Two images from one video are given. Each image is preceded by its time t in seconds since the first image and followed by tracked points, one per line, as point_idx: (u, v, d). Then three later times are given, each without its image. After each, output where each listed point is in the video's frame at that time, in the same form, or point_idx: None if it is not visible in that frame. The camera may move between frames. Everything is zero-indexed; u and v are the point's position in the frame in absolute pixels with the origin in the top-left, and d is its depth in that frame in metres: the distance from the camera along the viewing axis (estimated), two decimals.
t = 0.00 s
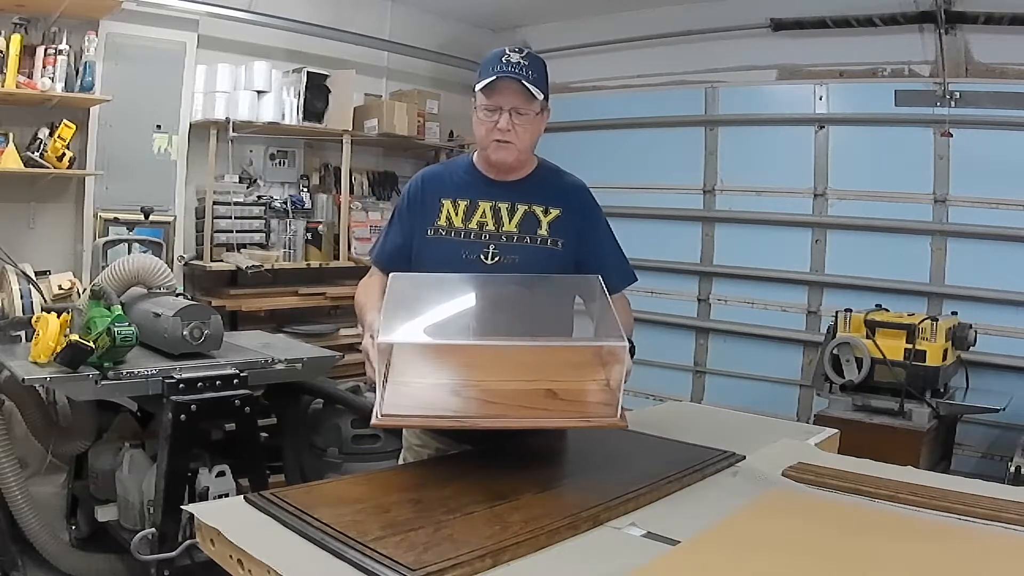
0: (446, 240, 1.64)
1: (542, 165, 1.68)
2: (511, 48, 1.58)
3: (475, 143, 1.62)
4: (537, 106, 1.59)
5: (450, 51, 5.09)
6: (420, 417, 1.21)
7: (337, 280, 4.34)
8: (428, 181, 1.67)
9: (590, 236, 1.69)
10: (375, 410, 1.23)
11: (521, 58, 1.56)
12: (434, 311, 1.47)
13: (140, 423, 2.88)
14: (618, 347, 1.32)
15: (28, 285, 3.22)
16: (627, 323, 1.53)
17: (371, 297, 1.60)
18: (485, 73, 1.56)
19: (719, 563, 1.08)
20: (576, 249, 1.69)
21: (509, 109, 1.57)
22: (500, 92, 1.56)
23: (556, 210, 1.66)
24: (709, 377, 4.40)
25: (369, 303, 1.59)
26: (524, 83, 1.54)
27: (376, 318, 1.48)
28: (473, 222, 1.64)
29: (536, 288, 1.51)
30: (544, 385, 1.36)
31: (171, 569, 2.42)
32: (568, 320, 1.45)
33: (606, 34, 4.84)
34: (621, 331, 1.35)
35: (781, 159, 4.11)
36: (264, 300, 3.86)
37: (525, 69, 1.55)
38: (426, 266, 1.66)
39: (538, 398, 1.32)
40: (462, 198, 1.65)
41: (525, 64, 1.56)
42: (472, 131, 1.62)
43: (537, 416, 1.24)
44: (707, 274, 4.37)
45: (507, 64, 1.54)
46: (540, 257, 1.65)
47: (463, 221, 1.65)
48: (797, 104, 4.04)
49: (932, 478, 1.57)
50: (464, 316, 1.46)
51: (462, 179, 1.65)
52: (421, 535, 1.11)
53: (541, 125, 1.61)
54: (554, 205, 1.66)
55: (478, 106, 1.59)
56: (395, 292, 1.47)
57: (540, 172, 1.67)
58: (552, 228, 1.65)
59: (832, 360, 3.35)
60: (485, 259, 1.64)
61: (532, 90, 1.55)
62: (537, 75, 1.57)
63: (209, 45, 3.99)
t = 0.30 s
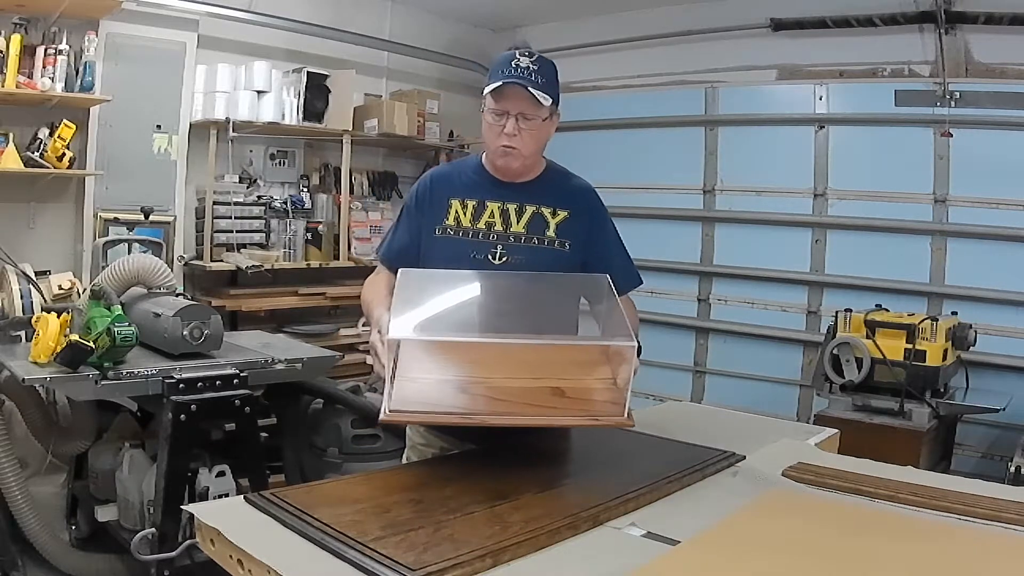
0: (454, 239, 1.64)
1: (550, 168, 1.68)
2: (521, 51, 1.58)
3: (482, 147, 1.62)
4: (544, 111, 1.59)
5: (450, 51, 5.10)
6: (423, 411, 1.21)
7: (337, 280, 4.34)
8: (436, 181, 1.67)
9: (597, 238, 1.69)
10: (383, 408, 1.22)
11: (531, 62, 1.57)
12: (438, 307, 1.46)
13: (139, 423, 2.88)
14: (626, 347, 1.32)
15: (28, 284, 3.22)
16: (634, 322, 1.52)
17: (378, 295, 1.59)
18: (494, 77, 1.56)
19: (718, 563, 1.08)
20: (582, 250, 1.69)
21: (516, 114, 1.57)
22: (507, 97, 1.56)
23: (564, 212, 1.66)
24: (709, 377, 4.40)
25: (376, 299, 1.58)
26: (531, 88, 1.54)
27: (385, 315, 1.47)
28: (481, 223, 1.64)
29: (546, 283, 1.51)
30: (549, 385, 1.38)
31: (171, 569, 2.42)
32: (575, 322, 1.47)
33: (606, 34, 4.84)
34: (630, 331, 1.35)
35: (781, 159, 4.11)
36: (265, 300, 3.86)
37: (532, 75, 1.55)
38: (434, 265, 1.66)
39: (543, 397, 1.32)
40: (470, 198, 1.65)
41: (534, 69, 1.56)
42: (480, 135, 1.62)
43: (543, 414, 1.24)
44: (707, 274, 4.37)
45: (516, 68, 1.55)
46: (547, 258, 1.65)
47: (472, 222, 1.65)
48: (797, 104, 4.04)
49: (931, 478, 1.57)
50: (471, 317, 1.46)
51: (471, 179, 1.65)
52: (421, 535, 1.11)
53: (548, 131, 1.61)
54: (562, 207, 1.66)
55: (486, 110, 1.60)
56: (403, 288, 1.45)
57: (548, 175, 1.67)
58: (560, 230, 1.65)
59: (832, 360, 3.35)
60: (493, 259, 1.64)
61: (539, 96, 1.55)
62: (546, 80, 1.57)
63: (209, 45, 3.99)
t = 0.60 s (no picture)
0: (456, 239, 1.64)
1: (550, 168, 1.68)
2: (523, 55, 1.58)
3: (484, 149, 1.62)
4: (546, 117, 1.58)
5: (450, 51, 5.09)
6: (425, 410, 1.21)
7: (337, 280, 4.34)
8: (437, 181, 1.67)
9: (599, 238, 1.69)
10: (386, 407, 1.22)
11: (533, 67, 1.57)
12: (438, 302, 1.47)
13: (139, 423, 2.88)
14: (628, 347, 1.32)
15: (28, 285, 3.22)
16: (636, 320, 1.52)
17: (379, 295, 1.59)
18: (495, 82, 1.56)
19: (718, 563, 1.08)
20: (584, 250, 1.69)
21: (518, 120, 1.57)
22: (510, 104, 1.55)
23: (565, 213, 1.66)
24: (709, 377, 4.40)
25: (376, 299, 1.58)
26: (534, 96, 1.54)
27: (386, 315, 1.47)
28: (482, 223, 1.64)
29: (548, 282, 1.51)
30: (550, 385, 1.36)
31: (171, 569, 2.42)
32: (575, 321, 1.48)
33: (606, 34, 4.84)
34: (632, 329, 1.35)
35: (780, 159, 4.11)
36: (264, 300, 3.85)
37: (534, 81, 1.55)
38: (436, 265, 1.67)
39: (546, 397, 1.31)
40: (472, 198, 1.65)
41: (536, 73, 1.56)
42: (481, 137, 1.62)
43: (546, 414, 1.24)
44: (707, 274, 4.37)
45: (518, 74, 1.54)
46: (549, 258, 1.65)
47: (473, 222, 1.65)
48: (797, 104, 4.04)
49: (931, 478, 1.57)
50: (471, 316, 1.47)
51: (471, 180, 1.65)
52: (421, 535, 1.11)
53: (549, 134, 1.61)
54: (563, 207, 1.66)
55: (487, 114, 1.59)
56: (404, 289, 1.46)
57: (549, 175, 1.67)
58: (562, 230, 1.66)
59: (832, 359, 3.35)
60: (495, 259, 1.64)
61: (541, 104, 1.54)
62: (548, 84, 1.57)
63: (209, 45, 3.99)
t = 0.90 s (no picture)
0: (451, 240, 1.64)
1: (546, 166, 1.68)
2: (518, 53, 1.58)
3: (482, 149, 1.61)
4: (545, 113, 1.60)
5: (449, 51, 5.09)
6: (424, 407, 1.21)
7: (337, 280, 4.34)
8: (431, 182, 1.67)
9: (595, 236, 1.70)
10: (383, 406, 1.22)
11: (529, 64, 1.57)
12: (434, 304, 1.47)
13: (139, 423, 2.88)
14: (625, 343, 1.34)
15: (28, 285, 3.22)
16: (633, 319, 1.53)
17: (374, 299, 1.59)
18: (493, 80, 1.56)
19: (718, 563, 1.08)
20: (581, 249, 1.70)
21: (518, 117, 1.57)
22: (510, 101, 1.56)
23: (561, 211, 1.66)
24: (709, 377, 4.40)
25: (373, 301, 1.58)
26: (536, 92, 1.55)
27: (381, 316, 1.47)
28: (479, 223, 1.64)
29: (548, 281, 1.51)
30: (548, 383, 1.36)
31: (171, 569, 2.42)
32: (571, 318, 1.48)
33: (606, 34, 4.83)
34: (629, 326, 1.36)
35: (780, 159, 4.11)
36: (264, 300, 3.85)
37: (534, 77, 1.56)
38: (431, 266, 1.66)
39: (547, 396, 1.31)
40: (467, 198, 1.65)
41: (533, 70, 1.57)
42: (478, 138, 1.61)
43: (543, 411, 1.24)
44: (707, 274, 4.37)
45: (516, 71, 1.55)
46: (546, 257, 1.65)
47: (469, 223, 1.65)
48: (797, 104, 4.04)
49: (932, 478, 1.57)
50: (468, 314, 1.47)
51: (466, 180, 1.65)
52: (421, 535, 1.11)
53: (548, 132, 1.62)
54: (559, 205, 1.66)
55: (486, 113, 1.59)
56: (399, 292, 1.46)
57: (545, 174, 1.67)
58: (558, 228, 1.66)
59: (832, 359, 3.35)
60: (492, 259, 1.64)
61: (543, 99, 1.56)
62: (545, 81, 1.58)
63: (209, 45, 3.99)
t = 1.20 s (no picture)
0: (446, 238, 1.64)
1: (541, 164, 1.68)
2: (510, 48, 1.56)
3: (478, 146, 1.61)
4: (540, 108, 1.59)
5: (449, 51, 5.09)
6: (425, 400, 1.21)
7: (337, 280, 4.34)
8: (425, 181, 1.67)
9: (590, 232, 1.69)
10: (375, 393, 1.22)
11: (521, 59, 1.55)
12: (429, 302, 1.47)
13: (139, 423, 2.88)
14: (623, 334, 1.33)
15: (28, 284, 3.22)
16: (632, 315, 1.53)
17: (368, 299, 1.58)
18: (487, 77, 1.54)
19: (717, 562, 1.08)
20: (577, 245, 1.70)
21: (515, 113, 1.56)
22: (506, 98, 1.55)
23: (556, 207, 1.66)
24: (709, 377, 4.40)
25: (368, 299, 1.57)
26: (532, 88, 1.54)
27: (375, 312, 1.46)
28: (474, 220, 1.64)
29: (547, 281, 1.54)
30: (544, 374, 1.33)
31: (171, 569, 2.43)
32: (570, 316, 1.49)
33: (605, 34, 4.83)
34: (626, 316, 1.37)
35: (780, 159, 4.11)
36: (264, 300, 3.85)
37: (528, 73, 1.54)
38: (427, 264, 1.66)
39: (537, 387, 1.29)
40: (461, 197, 1.65)
41: (527, 66, 1.55)
42: (474, 134, 1.60)
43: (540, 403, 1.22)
44: (707, 274, 4.37)
45: (510, 67, 1.53)
46: (543, 253, 1.65)
47: (464, 221, 1.65)
48: (797, 103, 4.04)
49: (932, 478, 1.57)
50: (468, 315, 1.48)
51: (460, 178, 1.65)
52: (421, 535, 1.11)
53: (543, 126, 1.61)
54: (555, 202, 1.66)
55: (481, 109, 1.57)
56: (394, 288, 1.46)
57: (540, 171, 1.67)
58: (554, 224, 1.66)
59: (832, 359, 3.35)
60: (488, 257, 1.64)
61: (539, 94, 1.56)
62: (538, 76, 1.56)
63: (209, 44, 3.99)
